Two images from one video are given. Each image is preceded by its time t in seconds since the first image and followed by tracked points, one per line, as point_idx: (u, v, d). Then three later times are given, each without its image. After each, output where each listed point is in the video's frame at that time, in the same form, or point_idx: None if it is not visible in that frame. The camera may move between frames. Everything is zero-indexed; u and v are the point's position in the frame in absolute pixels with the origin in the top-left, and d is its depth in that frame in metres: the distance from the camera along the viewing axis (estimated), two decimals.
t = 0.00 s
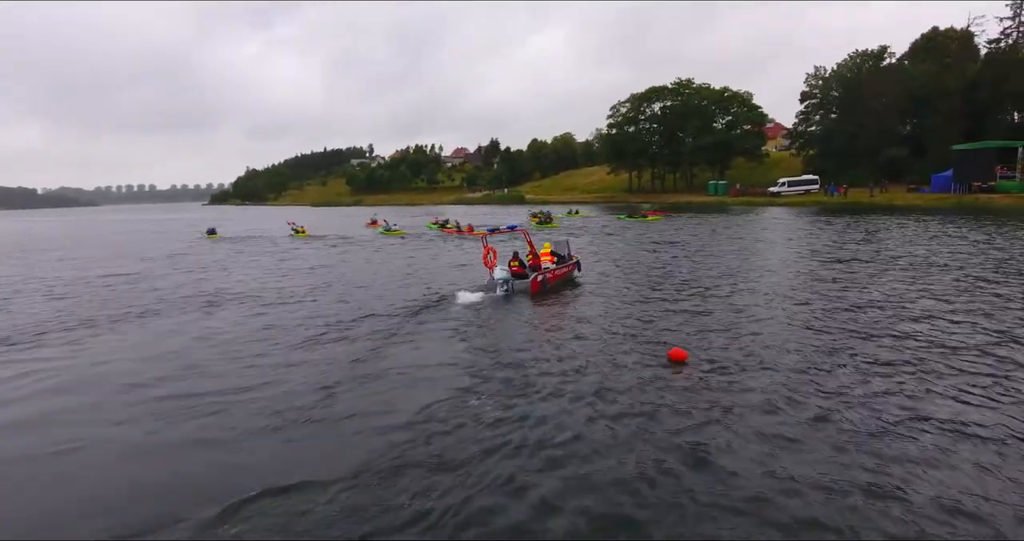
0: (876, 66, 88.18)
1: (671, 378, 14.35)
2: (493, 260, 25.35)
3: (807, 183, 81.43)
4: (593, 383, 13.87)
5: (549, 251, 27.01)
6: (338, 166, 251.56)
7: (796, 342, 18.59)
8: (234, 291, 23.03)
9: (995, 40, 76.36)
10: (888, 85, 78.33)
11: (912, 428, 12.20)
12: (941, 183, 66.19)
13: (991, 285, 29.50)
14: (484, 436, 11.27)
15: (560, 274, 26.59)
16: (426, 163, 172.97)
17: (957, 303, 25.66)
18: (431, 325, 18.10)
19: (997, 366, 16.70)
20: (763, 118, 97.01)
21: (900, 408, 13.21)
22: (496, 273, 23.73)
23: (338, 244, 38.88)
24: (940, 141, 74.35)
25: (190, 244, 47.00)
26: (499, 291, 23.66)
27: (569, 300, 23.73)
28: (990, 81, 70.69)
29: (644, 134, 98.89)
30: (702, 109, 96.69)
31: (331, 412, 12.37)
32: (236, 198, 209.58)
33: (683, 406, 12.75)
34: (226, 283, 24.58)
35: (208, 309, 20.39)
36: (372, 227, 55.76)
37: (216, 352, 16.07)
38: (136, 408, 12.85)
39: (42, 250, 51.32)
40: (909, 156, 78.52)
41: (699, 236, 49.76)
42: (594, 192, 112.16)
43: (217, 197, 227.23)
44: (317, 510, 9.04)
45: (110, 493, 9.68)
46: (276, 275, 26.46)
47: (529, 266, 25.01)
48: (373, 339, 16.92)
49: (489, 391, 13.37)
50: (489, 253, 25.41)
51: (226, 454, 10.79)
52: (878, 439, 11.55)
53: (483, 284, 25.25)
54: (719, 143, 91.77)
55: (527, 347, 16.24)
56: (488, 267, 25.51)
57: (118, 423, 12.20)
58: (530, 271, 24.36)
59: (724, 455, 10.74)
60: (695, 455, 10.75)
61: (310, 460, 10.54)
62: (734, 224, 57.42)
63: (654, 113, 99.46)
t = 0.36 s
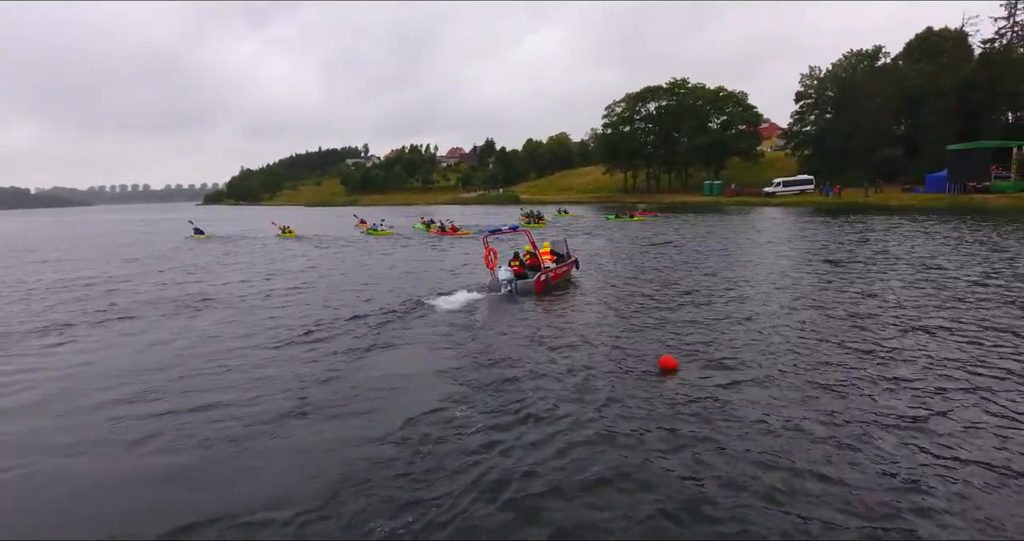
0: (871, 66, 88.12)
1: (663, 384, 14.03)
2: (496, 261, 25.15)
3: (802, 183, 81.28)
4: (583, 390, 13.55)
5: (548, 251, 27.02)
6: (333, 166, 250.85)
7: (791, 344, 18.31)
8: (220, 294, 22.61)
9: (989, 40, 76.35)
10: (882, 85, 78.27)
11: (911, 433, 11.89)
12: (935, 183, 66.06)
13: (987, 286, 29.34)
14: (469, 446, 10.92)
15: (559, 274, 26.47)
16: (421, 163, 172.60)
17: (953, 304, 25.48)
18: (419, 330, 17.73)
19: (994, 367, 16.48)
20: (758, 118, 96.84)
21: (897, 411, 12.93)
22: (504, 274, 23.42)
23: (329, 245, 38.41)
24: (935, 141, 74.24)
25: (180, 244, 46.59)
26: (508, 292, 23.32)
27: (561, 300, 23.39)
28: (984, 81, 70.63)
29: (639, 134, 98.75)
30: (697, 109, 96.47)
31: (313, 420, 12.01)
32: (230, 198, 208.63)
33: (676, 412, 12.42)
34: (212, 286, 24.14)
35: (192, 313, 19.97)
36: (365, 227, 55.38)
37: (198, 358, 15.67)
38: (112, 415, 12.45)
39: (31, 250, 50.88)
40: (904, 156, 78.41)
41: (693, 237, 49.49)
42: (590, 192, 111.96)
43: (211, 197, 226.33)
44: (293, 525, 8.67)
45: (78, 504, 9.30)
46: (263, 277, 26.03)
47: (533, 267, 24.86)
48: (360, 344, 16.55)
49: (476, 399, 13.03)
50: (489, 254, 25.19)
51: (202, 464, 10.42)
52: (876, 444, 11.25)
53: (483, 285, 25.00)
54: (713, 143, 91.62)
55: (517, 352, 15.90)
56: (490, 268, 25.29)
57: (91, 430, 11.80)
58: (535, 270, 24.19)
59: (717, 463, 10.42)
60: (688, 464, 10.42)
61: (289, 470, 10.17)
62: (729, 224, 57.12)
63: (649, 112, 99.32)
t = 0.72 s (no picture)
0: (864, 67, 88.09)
1: (651, 389, 13.71)
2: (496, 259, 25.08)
3: (795, 184, 81.15)
4: (567, 396, 13.20)
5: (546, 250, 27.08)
6: (326, 166, 249.65)
7: (786, 342, 18.07)
8: (203, 297, 22.22)
9: (981, 41, 76.40)
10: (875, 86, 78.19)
11: (909, 440, 11.60)
12: (927, 183, 66.05)
13: (982, 285, 29.14)
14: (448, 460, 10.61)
15: (556, 273, 26.53)
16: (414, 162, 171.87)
17: (949, 303, 25.19)
18: (404, 335, 17.30)
19: (991, 365, 16.23)
20: (751, 118, 96.69)
21: (895, 414, 12.67)
22: (506, 273, 23.43)
23: (319, 245, 38.02)
24: (928, 142, 74.23)
25: (169, 244, 45.98)
26: (511, 291, 23.33)
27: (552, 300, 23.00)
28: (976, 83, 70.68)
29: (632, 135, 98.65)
30: (689, 109, 96.37)
31: (290, 435, 11.62)
32: (221, 197, 207.24)
33: (663, 423, 12.08)
34: (196, 289, 23.70)
35: (174, 318, 19.53)
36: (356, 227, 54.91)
37: (176, 366, 15.29)
38: (83, 428, 12.10)
39: (17, 250, 50.15)
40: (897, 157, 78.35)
41: (686, 237, 49.27)
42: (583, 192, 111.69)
43: (202, 195, 224.90)
44: None
45: (48, 525, 8.99)
46: (248, 279, 25.65)
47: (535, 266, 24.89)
48: (343, 350, 16.16)
49: (459, 407, 12.66)
50: (490, 253, 25.10)
51: (169, 482, 10.04)
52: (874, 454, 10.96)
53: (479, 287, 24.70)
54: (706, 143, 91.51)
55: (503, 356, 15.55)
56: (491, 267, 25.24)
57: (65, 444, 11.44)
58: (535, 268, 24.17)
59: (703, 479, 10.08)
60: (674, 481, 10.10)
61: (260, 488, 9.82)
62: (723, 224, 56.85)
63: (642, 113, 99.19)
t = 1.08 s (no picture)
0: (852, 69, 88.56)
1: (639, 393, 13.30)
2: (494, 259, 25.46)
3: (785, 185, 81.33)
4: (552, 402, 12.77)
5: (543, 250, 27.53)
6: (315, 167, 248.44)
7: (779, 344, 17.78)
8: (182, 301, 21.67)
9: (967, 43, 76.96)
10: (862, 89, 78.69)
11: (906, 442, 11.23)
12: (915, 184, 66.26)
13: (973, 287, 29.04)
14: (425, 467, 10.13)
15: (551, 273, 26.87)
16: (405, 164, 171.59)
17: (941, 305, 25.05)
18: (387, 340, 16.85)
19: (986, 368, 16.01)
20: (741, 120, 96.97)
21: (893, 417, 12.34)
22: (507, 273, 23.65)
23: (305, 247, 37.46)
24: (915, 143, 74.66)
25: (156, 246, 45.38)
26: (512, 291, 23.58)
27: (539, 302, 22.57)
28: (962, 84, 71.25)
29: (623, 136, 98.79)
30: (679, 110, 96.37)
31: (262, 439, 11.11)
32: (210, 199, 205.80)
33: (651, 427, 11.65)
34: (179, 292, 23.32)
35: (156, 321, 19.17)
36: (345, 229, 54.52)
37: (148, 371, 14.76)
38: (50, 434, 11.63)
39: None
40: (885, 158, 78.69)
41: (676, 238, 49.06)
42: (574, 193, 111.65)
43: (191, 197, 223.43)
44: None
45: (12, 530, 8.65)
46: (229, 282, 25.09)
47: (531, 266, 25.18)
48: (322, 356, 15.67)
49: (440, 413, 12.19)
50: (489, 252, 25.40)
51: (133, 491, 9.54)
52: (872, 457, 10.57)
53: (469, 290, 24.52)
54: (696, 145, 91.67)
55: (488, 362, 15.12)
56: (490, 266, 25.58)
57: (35, 448, 11.09)
58: (532, 269, 24.66)
59: (692, 482, 9.72)
60: (663, 477, 9.92)
61: (227, 496, 9.31)
62: (712, 226, 56.86)
63: (632, 114, 99.35)
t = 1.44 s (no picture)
0: (842, 70, 88.87)
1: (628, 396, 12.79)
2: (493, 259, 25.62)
3: (775, 186, 81.41)
4: (537, 407, 12.22)
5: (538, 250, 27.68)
6: (307, 169, 247.24)
7: (771, 345, 17.47)
8: (159, 307, 21.03)
9: (955, 45, 77.25)
10: (852, 90, 78.96)
11: (902, 445, 10.81)
12: (906, 185, 66.30)
13: (963, 287, 28.95)
14: (400, 477, 9.57)
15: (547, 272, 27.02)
16: (396, 165, 171.09)
17: (932, 306, 24.91)
18: (369, 343, 16.27)
19: (980, 366, 15.80)
20: (732, 121, 97.10)
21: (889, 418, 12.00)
22: (506, 273, 23.98)
23: (290, 250, 36.81)
24: (905, 145, 74.90)
25: (140, 248, 44.70)
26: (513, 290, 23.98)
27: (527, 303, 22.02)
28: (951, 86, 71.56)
29: (614, 137, 98.71)
30: (670, 111, 96.32)
31: (227, 452, 10.49)
32: (199, 201, 204.24)
33: (639, 432, 11.11)
34: (159, 296, 22.83)
35: (132, 326, 18.68)
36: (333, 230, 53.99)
37: (115, 380, 14.14)
38: (12, 443, 11.15)
39: None
40: (875, 159, 78.86)
41: (668, 240, 48.75)
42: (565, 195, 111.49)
43: (180, 199, 221.78)
44: None
45: None
46: (210, 286, 24.45)
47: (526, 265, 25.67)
48: (300, 360, 15.09)
49: (420, 420, 11.62)
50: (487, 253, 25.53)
51: (97, 502, 9.11)
52: (868, 464, 10.15)
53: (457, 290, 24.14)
54: (687, 146, 91.63)
55: (472, 365, 14.55)
56: (489, 266, 25.74)
57: None
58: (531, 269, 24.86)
59: (680, 487, 9.35)
60: (648, 480, 9.55)
61: (184, 514, 8.73)
62: (704, 227, 56.76)
63: (623, 115, 99.35)
